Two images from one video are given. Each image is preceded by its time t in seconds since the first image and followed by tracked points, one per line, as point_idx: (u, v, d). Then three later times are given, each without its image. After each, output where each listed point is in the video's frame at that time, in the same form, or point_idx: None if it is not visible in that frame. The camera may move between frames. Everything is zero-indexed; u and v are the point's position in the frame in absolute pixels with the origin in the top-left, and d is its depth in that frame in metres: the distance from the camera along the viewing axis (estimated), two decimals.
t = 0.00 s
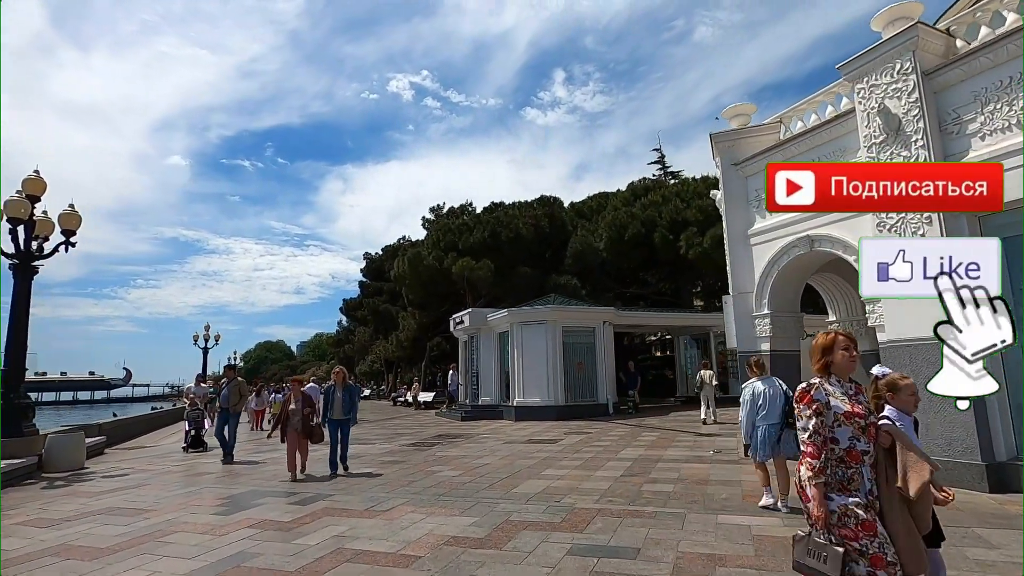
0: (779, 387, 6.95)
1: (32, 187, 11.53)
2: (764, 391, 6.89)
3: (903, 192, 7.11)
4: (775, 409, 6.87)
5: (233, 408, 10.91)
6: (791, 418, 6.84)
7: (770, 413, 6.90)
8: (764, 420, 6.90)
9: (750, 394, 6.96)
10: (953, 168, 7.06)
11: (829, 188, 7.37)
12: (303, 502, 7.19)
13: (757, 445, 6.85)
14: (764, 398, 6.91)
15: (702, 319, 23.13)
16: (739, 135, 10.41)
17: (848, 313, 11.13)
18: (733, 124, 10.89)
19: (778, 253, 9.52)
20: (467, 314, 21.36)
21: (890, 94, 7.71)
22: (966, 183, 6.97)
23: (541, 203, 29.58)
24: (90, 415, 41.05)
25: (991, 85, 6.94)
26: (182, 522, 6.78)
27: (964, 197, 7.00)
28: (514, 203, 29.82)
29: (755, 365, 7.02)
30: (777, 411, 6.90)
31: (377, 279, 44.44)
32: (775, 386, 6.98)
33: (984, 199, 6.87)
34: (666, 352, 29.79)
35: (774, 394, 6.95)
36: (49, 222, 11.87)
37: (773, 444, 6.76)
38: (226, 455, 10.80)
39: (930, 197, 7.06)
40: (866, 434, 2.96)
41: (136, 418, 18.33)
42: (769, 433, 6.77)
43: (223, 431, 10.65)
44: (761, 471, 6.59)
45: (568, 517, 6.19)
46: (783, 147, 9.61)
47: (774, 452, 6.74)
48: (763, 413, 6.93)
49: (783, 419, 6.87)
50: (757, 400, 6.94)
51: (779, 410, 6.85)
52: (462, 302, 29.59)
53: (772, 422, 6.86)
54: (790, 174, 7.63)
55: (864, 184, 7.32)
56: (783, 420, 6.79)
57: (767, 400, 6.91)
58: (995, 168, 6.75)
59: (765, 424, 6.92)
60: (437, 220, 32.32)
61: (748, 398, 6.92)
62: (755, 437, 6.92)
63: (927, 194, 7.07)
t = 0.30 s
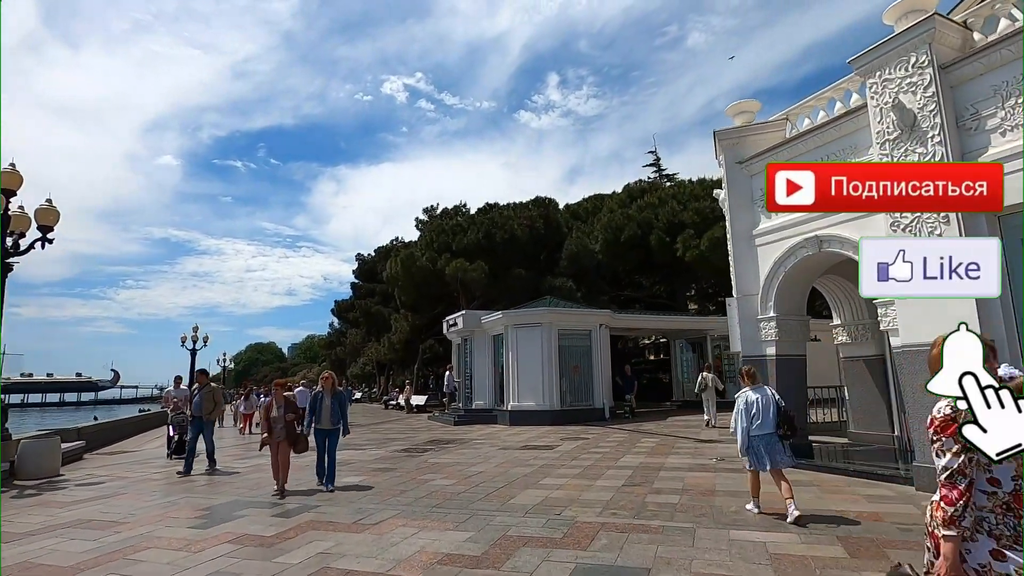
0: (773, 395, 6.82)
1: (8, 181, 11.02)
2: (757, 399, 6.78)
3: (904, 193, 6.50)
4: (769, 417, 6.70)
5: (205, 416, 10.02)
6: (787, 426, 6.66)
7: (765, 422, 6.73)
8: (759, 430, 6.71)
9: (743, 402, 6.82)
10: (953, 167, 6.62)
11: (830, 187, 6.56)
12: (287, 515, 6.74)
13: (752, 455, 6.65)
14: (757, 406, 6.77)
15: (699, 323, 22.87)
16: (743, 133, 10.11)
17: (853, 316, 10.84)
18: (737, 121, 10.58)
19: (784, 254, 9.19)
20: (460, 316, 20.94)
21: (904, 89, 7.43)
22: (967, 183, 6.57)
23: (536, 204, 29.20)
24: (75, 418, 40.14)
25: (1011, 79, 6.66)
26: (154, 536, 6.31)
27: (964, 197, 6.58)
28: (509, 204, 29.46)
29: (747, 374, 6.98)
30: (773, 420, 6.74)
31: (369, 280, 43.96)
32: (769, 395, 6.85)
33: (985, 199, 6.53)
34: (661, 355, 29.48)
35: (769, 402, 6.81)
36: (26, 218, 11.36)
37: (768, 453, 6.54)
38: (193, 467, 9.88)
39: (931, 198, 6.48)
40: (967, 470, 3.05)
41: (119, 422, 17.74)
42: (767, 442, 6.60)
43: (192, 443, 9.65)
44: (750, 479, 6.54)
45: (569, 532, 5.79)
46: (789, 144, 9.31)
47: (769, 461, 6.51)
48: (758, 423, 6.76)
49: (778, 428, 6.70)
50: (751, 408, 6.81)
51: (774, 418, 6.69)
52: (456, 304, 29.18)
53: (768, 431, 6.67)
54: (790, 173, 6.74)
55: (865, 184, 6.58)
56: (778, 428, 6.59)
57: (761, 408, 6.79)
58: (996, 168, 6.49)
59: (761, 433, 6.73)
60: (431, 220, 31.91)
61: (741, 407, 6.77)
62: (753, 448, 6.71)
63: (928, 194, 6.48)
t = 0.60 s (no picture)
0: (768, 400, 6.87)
1: None
2: (749, 403, 6.93)
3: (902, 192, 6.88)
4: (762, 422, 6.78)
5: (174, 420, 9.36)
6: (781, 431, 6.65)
7: (758, 427, 6.83)
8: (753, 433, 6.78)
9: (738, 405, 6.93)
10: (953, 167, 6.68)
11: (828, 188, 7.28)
12: (268, 529, 6.26)
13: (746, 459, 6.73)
14: (750, 410, 6.90)
15: (697, 327, 22.54)
16: (749, 130, 9.79)
17: (860, 320, 10.55)
18: (742, 118, 10.27)
19: (794, 254, 8.85)
20: (454, 319, 20.50)
21: (923, 81, 7.12)
22: (965, 183, 6.60)
23: (531, 205, 28.82)
24: (56, 421, 39.10)
25: None
26: (124, 551, 5.82)
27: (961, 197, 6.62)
28: (504, 206, 29.07)
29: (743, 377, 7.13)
30: (766, 425, 6.79)
31: (361, 282, 43.40)
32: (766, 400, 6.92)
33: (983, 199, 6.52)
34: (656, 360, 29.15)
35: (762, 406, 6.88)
36: None
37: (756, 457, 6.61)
38: (170, 475, 9.28)
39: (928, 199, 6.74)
40: None
41: (100, 425, 17.11)
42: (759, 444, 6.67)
43: (159, 447, 9.07)
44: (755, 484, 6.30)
45: (574, 549, 5.36)
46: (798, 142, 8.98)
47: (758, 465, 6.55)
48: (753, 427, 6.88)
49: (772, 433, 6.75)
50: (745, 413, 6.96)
51: (766, 423, 6.75)
52: (449, 307, 28.74)
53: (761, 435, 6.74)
54: (790, 174, 7.55)
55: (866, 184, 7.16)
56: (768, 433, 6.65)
57: (755, 413, 6.89)
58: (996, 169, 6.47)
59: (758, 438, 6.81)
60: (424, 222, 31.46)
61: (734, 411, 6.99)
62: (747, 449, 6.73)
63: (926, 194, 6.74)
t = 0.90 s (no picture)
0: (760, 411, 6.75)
1: None
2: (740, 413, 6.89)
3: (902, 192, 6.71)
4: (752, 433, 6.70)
5: (127, 435, 8.27)
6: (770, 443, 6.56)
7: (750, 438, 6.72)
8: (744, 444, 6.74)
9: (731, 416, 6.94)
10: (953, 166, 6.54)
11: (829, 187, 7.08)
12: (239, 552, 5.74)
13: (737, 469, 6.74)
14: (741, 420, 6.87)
15: (689, 337, 22.24)
16: (750, 132, 9.51)
17: (860, 329, 10.28)
18: (742, 121, 9.99)
19: (797, 260, 8.54)
20: (442, 326, 20.02)
21: (934, 81, 6.86)
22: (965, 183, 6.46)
23: (522, 212, 28.47)
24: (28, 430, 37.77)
25: None
26: None
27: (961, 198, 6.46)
28: (494, 212, 28.68)
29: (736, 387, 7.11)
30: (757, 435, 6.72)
31: (347, 289, 42.71)
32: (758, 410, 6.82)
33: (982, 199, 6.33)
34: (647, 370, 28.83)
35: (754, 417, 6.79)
36: None
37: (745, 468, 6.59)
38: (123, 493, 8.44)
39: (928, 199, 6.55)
40: None
41: (70, 436, 16.36)
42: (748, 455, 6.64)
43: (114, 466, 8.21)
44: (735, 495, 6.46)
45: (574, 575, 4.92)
46: (802, 143, 8.71)
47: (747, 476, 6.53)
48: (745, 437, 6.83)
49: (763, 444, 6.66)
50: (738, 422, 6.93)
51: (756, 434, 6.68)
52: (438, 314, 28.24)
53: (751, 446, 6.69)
54: (790, 175, 7.31)
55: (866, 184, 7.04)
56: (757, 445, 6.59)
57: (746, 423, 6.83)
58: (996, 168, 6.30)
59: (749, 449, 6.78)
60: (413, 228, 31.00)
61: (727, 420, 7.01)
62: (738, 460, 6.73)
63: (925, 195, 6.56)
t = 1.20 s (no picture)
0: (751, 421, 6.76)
1: None
2: (733, 423, 6.80)
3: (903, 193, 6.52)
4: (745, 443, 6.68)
5: (70, 446, 7.57)
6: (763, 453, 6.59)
7: (742, 448, 6.70)
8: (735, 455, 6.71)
9: (721, 426, 6.87)
10: (953, 166, 6.36)
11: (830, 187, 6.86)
12: None
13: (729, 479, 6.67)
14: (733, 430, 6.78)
15: (679, 345, 21.94)
16: (749, 132, 9.24)
17: (859, 337, 10.00)
18: (740, 122, 9.74)
19: (798, 264, 8.24)
20: (429, 333, 19.53)
21: (942, 79, 6.61)
22: (966, 183, 6.26)
23: (511, 217, 28.10)
24: None
25: None
26: None
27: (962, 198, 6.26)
28: (483, 217, 28.29)
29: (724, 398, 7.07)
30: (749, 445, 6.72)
31: (332, 295, 42.00)
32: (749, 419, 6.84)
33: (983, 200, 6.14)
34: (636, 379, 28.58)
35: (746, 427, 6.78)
36: None
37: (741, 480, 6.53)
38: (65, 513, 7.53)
39: (928, 199, 6.40)
40: None
41: (35, 446, 15.56)
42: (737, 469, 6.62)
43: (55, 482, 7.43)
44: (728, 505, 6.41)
45: None
46: (803, 144, 8.44)
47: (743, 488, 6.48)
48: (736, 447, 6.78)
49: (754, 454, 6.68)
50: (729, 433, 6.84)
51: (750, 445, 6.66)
52: (424, 321, 27.72)
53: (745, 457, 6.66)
54: (790, 175, 7.14)
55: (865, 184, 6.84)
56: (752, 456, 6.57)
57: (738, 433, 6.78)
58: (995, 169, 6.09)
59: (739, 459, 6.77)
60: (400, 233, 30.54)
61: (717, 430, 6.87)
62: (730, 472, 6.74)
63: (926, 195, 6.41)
